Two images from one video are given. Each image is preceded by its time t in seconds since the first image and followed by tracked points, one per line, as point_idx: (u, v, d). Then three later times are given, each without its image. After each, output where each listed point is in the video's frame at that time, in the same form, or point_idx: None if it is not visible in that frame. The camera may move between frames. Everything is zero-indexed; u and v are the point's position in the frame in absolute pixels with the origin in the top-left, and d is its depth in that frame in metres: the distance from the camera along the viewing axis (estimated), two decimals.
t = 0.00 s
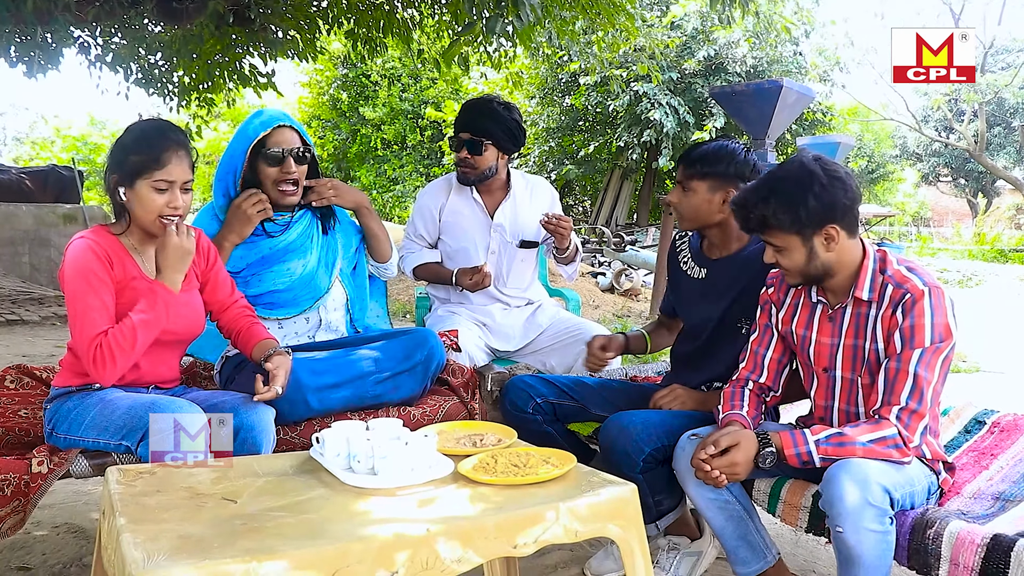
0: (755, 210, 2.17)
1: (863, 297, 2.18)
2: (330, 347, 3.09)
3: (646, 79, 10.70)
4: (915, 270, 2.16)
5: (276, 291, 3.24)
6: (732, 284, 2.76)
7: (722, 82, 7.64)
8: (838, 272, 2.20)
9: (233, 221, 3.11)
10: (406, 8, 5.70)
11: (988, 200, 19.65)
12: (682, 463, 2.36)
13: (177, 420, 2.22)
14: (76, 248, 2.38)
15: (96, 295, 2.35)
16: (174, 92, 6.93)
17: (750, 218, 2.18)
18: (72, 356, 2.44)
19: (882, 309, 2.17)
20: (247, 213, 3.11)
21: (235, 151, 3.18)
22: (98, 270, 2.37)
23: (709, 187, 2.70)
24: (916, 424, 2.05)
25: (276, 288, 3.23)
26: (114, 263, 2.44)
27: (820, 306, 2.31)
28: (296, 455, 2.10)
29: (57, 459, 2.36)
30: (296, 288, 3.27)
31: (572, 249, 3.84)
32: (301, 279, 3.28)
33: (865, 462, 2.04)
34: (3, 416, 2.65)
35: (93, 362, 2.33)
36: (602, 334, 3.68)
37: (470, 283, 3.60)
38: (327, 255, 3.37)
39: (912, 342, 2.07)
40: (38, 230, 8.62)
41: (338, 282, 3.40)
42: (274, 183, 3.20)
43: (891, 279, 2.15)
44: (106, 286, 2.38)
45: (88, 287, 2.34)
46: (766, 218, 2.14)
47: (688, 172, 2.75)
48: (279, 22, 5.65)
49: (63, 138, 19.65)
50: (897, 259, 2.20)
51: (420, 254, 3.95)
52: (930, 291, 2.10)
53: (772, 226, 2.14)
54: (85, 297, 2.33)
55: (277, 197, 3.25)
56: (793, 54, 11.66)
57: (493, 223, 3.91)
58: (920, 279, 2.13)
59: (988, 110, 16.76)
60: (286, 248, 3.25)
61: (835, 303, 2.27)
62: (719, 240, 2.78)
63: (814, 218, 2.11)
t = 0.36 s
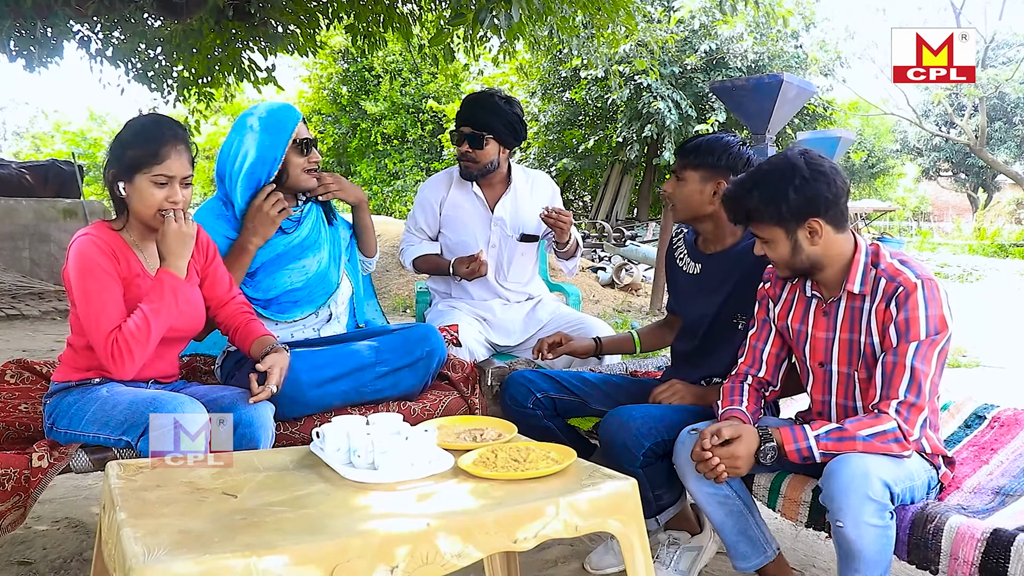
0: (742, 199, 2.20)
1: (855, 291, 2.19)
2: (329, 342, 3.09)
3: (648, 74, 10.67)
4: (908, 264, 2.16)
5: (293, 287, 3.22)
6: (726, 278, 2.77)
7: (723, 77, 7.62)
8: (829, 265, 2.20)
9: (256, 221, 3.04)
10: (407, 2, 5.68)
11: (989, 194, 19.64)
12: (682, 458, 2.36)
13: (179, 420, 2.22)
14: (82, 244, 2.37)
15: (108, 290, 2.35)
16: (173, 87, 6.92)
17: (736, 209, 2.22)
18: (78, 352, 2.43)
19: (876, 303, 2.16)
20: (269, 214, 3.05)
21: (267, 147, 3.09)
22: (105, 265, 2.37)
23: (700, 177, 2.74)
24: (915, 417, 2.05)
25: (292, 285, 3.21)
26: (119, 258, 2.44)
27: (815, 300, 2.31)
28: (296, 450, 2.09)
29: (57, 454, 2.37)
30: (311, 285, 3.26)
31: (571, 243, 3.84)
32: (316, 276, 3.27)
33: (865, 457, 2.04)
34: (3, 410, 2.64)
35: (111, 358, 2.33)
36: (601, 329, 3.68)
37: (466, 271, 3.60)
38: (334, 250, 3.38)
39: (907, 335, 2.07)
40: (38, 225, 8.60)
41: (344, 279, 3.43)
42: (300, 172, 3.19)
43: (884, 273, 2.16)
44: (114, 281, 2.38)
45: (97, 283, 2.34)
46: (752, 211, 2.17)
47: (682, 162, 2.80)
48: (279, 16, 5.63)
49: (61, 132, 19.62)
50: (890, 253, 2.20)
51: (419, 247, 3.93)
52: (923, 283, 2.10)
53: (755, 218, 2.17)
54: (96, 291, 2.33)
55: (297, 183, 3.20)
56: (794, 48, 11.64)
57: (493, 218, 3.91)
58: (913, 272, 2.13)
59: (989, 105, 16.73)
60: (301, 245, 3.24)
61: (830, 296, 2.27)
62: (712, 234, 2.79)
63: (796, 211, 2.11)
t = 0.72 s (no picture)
0: (739, 191, 2.23)
1: (850, 291, 2.19)
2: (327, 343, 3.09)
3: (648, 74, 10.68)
4: (903, 263, 2.16)
5: (306, 288, 3.22)
6: (723, 279, 2.77)
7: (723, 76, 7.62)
8: (823, 264, 2.21)
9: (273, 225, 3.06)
10: (407, 3, 5.68)
11: (988, 194, 19.65)
12: (682, 458, 2.36)
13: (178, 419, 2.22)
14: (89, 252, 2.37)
15: (115, 298, 2.35)
16: (173, 87, 6.93)
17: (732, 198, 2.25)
18: (84, 358, 2.44)
19: (871, 302, 2.17)
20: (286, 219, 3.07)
21: (285, 148, 3.12)
22: (112, 273, 2.37)
23: (697, 175, 2.74)
24: (913, 416, 2.05)
25: (306, 287, 3.21)
26: (125, 265, 2.43)
27: (811, 299, 2.31)
28: (296, 450, 2.09)
29: (57, 455, 2.36)
30: (324, 287, 3.27)
31: (571, 243, 3.83)
32: (328, 278, 3.29)
33: (864, 456, 2.04)
34: (3, 411, 2.64)
35: (120, 369, 2.34)
36: (600, 328, 3.68)
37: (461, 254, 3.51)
38: (343, 251, 3.40)
39: (904, 335, 2.07)
40: (37, 225, 8.59)
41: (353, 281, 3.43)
42: (312, 171, 3.23)
43: (880, 272, 2.16)
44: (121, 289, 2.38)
45: (105, 291, 2.34)
46: (745, 201, 2.20)
47: (676, 162, 2.80)
48: (278, 16, 5.64)
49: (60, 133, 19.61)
50: (886, 252, 2.20)
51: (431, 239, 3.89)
52: (919, 282, 2.09)
53: (749, 210, 2.19)
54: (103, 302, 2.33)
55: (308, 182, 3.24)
56: (793, 48, 11.66)
57: (494, 215, 3.93)
58: (908, 271, 2.13)
59: (988, 105, 16.74)
60: (314, 246, 3.26)
61: (826, 296, 2.28)
62: (709, 234, 2.80)
63: (790, 208, 2.12)
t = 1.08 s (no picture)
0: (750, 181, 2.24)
1: (856, 291, 2.19)
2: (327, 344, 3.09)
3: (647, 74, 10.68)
4: (911, 265, 2.16)
5: (310, 291, 3.21)
6: (723, 280, 2.77)
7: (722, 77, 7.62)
8: (829, 264, 2.21)
9: (281, 230, 3.08)
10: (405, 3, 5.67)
11: (988, 195, 19.64)
12: (682, 459, 2.36)
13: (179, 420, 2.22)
14: (89, 259, 2.36)
15: (117, 305, 2.35)
16: (172, 88, 6.93)
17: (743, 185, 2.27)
18: (86, 364, 2.44)
19: (878, 304, 2.17)
20: (293, 223, 3.08)
21: (298, 150, 3.15)
22: (113, 280, 2.37)
23: (695, 175, 2.75)
24: (916, 418, 2.05)
25: (310, 290, 3.21)
26: (126, 271, 2.43)
27: (816, 299, 2.32)
28: (296, 451, 2.09)
29: (56, 456, 2.35)
30: (328, 290, 3.27)
31: (571, 246, 3.83)
32: (331, 282, 3.28)
33: (864, 457, 2.04)
34: (2, 411, 2.63)
35: (121, 375, 2.33)
36: (600, 328, 3.68)
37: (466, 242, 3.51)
38: (347, 256, 3.40)
39: (909, 336, 2.07)
40: (37, 226, 8.59)
41: (354, 286, 3.43)
42: (321, 173, 3.27)
43: (887, 274, 2.16)
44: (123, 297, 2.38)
45: (106, 298, 2.34)
46: (754, 188, 2.22)
47: (676, 161, 2.80)
48: (277, 17, 5.64)
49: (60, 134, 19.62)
50: (893, 254, 2.20)
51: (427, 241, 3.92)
52: (927, 285, 2.10)
53: (759, 201, 2.20)
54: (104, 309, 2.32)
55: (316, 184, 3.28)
56: (793, 49, 11.66)
57: (497, 216, 3.93)
58: (916, 273, 2.13)
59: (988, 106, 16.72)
60: (319, 250, 3.26)
61: (831, 296, 2.28)
62: (709, 234, 2.80)
63: (799, 204, 2.13)
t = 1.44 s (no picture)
0: (763, 177, 2.24)
1: (863, 293, 2.20)
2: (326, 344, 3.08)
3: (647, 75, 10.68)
4: (919, 268, 2.16)
5: (311, 294, 3.21)
6: (722, 279, 2.77)
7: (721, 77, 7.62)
8: (837, 265, 2.22)
9: (285, 232, 3.06)
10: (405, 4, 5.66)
11: (987, 196, 19.65)
12: (680, 460, 2.36)
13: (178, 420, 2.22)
14: (86, 260, 2.36)
15: (113, 306, 2.34)
16: (171, 89, 6.93)
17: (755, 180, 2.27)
18: (83, 366, 2.44)
19: (885, 306, 2.17)
20: (298, 226, 3.06)
21: (308, 152, 3.16)
22: (110, 280, 2.36)
23: (692, 171, 2.76)
24: (917, 421, 2.05)
25: (311, 292, 3.20)
26: (123, 272, 2.43)
27: (821, 299, 2.32)
28: (295, 451, 2.09)
29: (55, 457, 2.35)
30: (329, 294, 3.27)
31: (571, 245, 3.83)
32: (333, 285, 3.28)
33: (864, 458, 2.04)
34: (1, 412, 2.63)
35: (117, 375, 2.33)
36: (600, 329, 3.67)
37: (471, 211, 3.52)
38: (350, 259, 3.40)
39: (916, 339, 2.07)
40: (35, 227, 8.58)
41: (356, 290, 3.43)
42: (329, 176, 3.26)
43: (896, 276, 2.16)
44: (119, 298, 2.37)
45: (103, 300, 2.34)
46: (767, 182, 2.22)
47: (677, 157, 2.81)
48: (277, 18, 5.64)
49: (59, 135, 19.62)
50: (902, 256, 2.20)
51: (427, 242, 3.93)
52: (935, 288, 2.10)
53: (771, 196, 2.21)
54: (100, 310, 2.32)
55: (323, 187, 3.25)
56: (792, 50, 11.66)
57: (496, 216, 3.91)
58: (925, 276, 2.13)
59: (987, 106, 16.73)
60: (322, 253, 3.26)
61: (837, 297, 2.28)
62: (708, 232, 2.81)
63: (811, 203, 2.14)
